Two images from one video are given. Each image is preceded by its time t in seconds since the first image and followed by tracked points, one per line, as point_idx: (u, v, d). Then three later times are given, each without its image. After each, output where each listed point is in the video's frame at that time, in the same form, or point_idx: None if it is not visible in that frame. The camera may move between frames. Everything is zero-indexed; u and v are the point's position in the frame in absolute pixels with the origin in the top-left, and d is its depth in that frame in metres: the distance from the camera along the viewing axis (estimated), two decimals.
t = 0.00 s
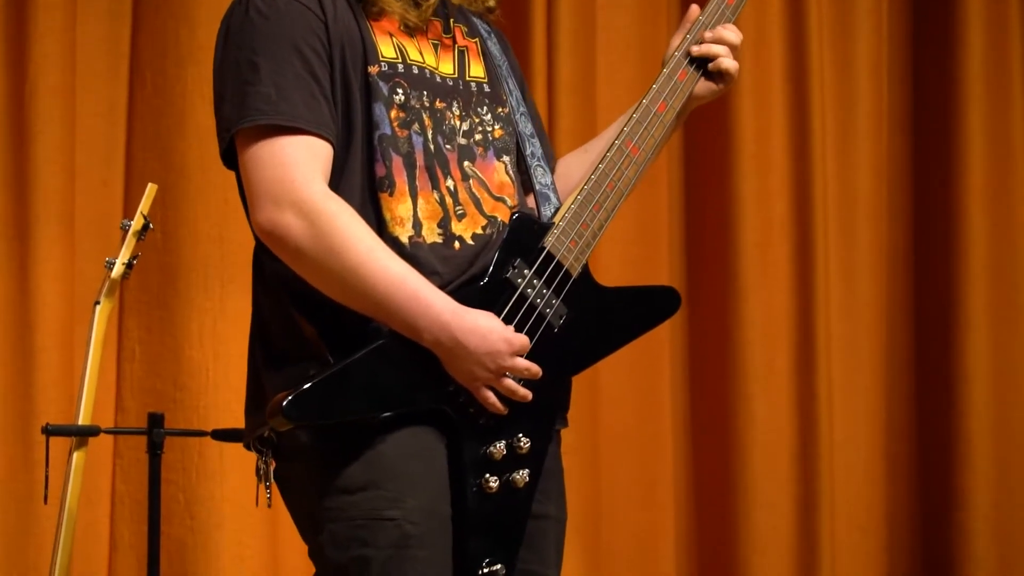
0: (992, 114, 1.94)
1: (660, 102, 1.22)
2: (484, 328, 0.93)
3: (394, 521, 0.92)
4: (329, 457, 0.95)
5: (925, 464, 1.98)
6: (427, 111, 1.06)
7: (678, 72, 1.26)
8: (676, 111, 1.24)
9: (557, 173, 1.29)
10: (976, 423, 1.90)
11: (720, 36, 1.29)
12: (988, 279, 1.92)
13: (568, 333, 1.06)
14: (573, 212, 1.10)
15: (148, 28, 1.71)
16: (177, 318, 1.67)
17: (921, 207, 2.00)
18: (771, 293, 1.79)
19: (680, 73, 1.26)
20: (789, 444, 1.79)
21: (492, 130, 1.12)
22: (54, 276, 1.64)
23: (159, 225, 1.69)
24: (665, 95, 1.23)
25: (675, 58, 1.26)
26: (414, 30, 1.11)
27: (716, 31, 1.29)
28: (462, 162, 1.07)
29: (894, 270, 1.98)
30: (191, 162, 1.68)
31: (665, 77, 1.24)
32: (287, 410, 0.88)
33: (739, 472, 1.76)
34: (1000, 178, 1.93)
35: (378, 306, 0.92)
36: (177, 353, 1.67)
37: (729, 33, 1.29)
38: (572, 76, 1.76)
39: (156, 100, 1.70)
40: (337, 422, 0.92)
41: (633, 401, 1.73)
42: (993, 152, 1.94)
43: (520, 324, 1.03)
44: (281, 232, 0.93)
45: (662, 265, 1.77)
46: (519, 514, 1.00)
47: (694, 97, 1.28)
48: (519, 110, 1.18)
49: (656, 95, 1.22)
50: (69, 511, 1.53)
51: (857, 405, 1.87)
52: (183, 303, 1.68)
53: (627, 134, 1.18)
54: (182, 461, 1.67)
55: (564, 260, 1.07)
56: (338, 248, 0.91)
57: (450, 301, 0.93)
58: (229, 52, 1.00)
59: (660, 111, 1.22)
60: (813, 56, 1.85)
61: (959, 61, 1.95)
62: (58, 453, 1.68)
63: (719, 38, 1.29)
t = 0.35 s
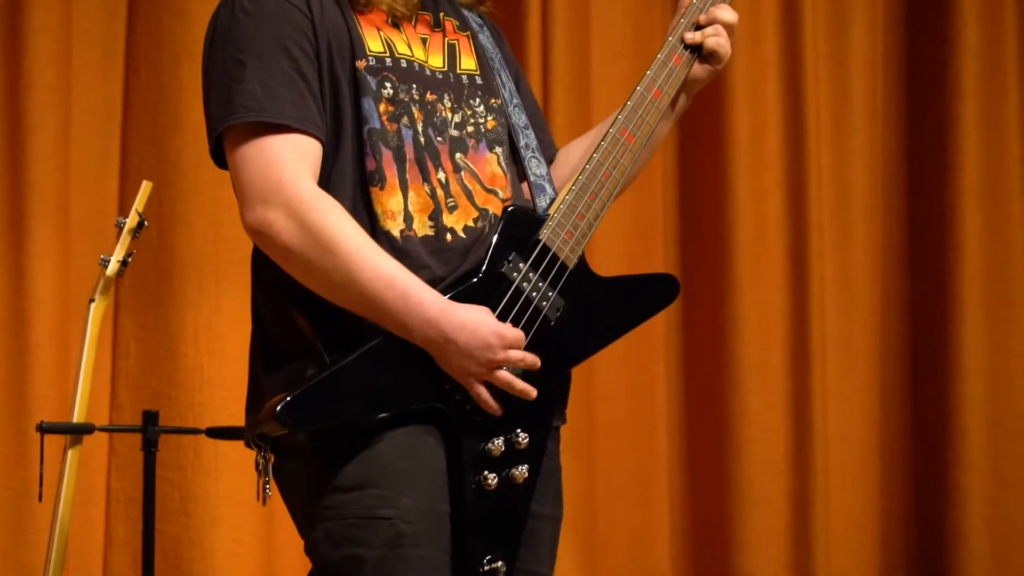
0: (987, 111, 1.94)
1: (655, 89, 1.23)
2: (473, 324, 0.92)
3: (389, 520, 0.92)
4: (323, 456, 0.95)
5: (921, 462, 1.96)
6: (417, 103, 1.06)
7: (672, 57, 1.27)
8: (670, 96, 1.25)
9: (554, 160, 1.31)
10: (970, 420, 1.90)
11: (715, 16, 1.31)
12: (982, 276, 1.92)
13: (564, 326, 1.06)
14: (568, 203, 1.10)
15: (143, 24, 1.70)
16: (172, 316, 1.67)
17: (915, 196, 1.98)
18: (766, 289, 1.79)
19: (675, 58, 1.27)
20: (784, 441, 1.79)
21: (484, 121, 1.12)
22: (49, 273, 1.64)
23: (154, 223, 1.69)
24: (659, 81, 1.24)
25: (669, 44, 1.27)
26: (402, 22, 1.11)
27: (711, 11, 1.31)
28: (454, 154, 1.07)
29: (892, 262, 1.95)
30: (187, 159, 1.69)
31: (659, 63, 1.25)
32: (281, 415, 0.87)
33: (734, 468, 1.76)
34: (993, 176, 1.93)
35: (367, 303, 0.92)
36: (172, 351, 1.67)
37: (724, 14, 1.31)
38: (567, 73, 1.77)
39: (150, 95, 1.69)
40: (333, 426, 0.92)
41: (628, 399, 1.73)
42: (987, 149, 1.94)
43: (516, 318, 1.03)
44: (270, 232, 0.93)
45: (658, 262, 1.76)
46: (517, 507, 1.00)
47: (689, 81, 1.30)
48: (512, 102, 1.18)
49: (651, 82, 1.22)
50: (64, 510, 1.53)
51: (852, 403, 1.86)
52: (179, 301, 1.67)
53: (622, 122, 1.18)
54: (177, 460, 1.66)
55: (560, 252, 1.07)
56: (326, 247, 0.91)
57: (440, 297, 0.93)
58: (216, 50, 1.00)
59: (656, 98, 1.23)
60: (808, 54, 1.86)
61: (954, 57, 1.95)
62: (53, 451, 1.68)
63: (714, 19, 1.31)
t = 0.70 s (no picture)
0: (976, 110, 1.93)
1: (644, 87, 1.24)
2: (466, 323, 0.93)
3: (378, 523, 0.92)
4: (314, 459, 0.94)
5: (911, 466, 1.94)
6: (405, 104, 1.06)
7: (660, 56, 1.28)
8: (659, 95, 1.25)
9: (542, 159, 1.31)
10: (959, 422, 1.89)
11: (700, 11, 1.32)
12: (970, 276, 1.90)
13: (554, 327, 1.07)
14: (557, 204, 1.10)
15: (131, 26, 1.71)
16: (160, 317, 1.67)
17: (902, 194, 1.97)
18: (754, 290, 1.79)
19: (663, 56, 1.27)
20: (771, 442, 1.79)
21: (473, 121, 1.12)
22: (37, 274, 1.63)
23: (142, 223, 1.69)
24: (648, 80, 1.24)
25: (657, 42, 1.28)
26: (390, 21, 1.11)
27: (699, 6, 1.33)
28: (442, 155, 1.07)
29: (880, 261, 1.95)
30: (175, 161, 1.68)
31: (648, 62, 1.25)
32: (275, 420, 0.87)
33: (722, 469, 1.76)
34: (982, 175, 1.92)
35: (361, 304, 0.91)
36: (160, 352, 1.66)
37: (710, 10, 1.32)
38: (555, 73, 1.76)
39: (139, 97, 1.69)
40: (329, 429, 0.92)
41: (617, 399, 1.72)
42: (976, 148, 1.92)
43: (506, 321, 1.03)
44: (261, 234, 0.93)
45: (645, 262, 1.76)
46: (505, 515, 0.99)
47: (677, 77, 1.31)
48: (500, 102, 1.19)
49: (640, 80, 1.23)
50: (51, 511, 1.53)
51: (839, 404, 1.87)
52: (167, 302, 1.67)
53: (611, 121, 1.19)
54: (165, 461, 1.66)
55: (549, 253, 1.08)
56: (320, 248, 0.91)
57: (432, 297, 0.93)
58: (204, 52, 1.00)
59: (645, 96, 1.24)
60: (795, 52, 1.85)
61: (941, 56, 1.94)
62: (41, 451, 1.68)
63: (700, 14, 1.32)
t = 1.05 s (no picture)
0: (955, 114, 1.94)
1: (630, 92, 1.23)
2: (438, 317, 0.93)
3: (361, 527, 0.92)
4: (295, 463, 0.94)
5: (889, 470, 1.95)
6: (390, 105, 1.06)
7: (646, 62, 1.27)
8: (645, 100, 1.25)
9: (525, 165, 1.32)
10: (940, 426, 1.89)
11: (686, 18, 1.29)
12: (950, 280, 1.91)
13: (536, 331, 1.08)
14: (541, 208, 1.11)
15: (112, 32, 1.71)
16: (141, 322, 1.68)
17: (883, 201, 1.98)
18: (735, 295, 1.79)
19: (649, 62, 1.27)
20: (752, 446, 1.79)
21: (457, 123, 1.13)
22: (18, 278, 1.62)
23: (124, 228, 1.69)
24: (634, 86, 1.24)
25: (642, 47, 1.27)
26: (375, 21, 1.12)
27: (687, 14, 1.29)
28: (427, 156, 1.07)
29: (862, 266, 1.95)
30: (157, 165, 1.70)
31: (634, 67, 1.25)
32: (257, 421, 0.87)
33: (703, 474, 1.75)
34: (962, 179, 1.93)
35: (333, 306, 0.91)
36: (141, 356, 1.67)
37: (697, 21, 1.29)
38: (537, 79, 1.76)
39: (120, 104, 1.70)
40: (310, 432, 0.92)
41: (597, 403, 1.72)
42: (956, 152, 1.93)
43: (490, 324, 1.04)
44: (232, 242, 0.93)
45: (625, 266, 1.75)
46: (485, 520, 1.00)
47: (661, 90, 1.29)
48: (484, 105, 1.20)
49: (625, 86, 1.23)
50: (32, 515, 1.52)
51: (822, 410, 1.85)
52: (149, 306, 1.68)
53: (596, 127, 1.19)
54: (147, 465, 1.66)
55: (533, 258, 1.08)
56: (287, 254, 0.91)
57: (404, 294, 0.92)
58: (187, 55, 1.00)
59: (630, 101, 1.23)
60: (776, 56, 1.85)
61: (922, 60, 1.94)
62: (21, 456, 1.67)
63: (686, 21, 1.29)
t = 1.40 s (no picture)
0: (937, 119, 1.94)
1: (611, 94, 1.21)
2: (423, 323, 0.92)
3: (344, 532, 0.92)
4: (279, 467, 0.94)
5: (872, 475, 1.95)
6: (372, 108, 1.06)
7: (627, 63, 1.24)
8: (626, 102, 1.23)
9: (518, 164, 1.32)
10: (922, 431, 1.89)
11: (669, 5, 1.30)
12: (932, 286, 1.91)
13: (519, 335, 1.07)
14: (523, 211, 1.10)
15: (95, 36, 1.71)
16: (125, 328, 1.67)
17: (867, 205, 1.98)
18: (716, 300, 1.79)
19: (630, 63, 1.24)
20: (734, 452, 1.79)
21: (440, 127, 1.12)
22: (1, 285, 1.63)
23: (106, 234, 1.69)
24: (615, 86, 1.21)
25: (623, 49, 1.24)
26: (358, 24, 1.11)
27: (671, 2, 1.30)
28: (409, 159, 1.07)
29: (845, 270, 1.95)
30: (140, 168, 1.69)
31: (614, 68, 1.22)
32: (240, 429, 0.87)
33: (684, 480, 1.76)
34: (945, 184, 1.93)
35: (318, 312, 0.91)
36: (124, 363, 1.66)
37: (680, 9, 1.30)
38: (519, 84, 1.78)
39: (103, 108, 1.70)
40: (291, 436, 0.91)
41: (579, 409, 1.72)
42: (938, 157, 1.93)
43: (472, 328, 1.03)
44: (217, 246, 0.92)
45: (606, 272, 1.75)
46: (468, 526, 1.00)
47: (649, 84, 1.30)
48: (467, 109, 1.19)
49: (606, 88, 1.20)
50: (14, 522, 1.52)
51: (803, 415, 1.85)
52: (131, 312, 1.67)
53: (577, 129, 1.17)
54: (129, 471, 1.66)
55: (516, 261, 1.07)
56: (273, 259, 0.91)
57: (388, 300, 0.92)
58: (168, 59, 0.99)
59: (612, 103, 1.21)
60: (758, 61, 1.85)
61: (905, 66, 1.94)
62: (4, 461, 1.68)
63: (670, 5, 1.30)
